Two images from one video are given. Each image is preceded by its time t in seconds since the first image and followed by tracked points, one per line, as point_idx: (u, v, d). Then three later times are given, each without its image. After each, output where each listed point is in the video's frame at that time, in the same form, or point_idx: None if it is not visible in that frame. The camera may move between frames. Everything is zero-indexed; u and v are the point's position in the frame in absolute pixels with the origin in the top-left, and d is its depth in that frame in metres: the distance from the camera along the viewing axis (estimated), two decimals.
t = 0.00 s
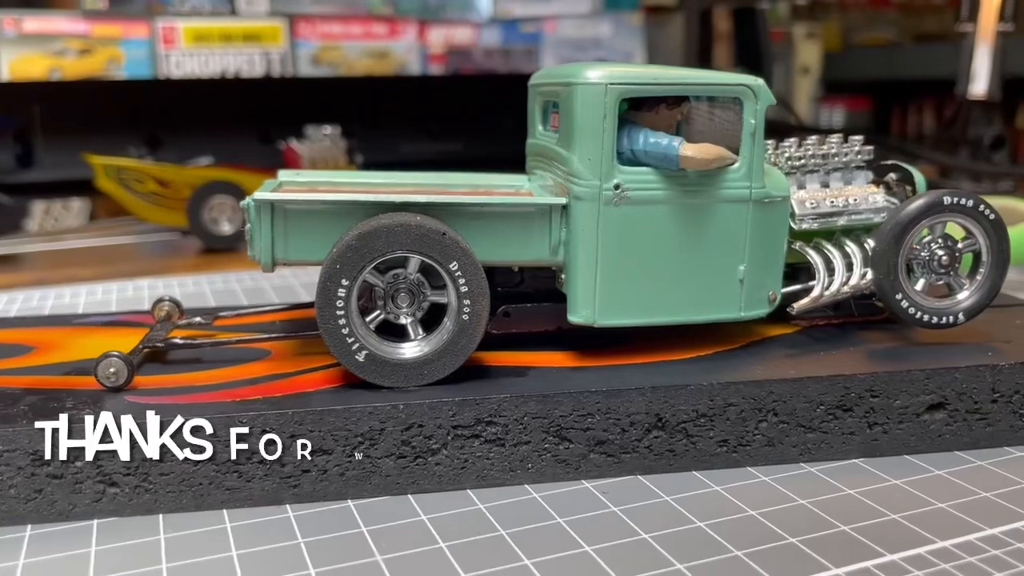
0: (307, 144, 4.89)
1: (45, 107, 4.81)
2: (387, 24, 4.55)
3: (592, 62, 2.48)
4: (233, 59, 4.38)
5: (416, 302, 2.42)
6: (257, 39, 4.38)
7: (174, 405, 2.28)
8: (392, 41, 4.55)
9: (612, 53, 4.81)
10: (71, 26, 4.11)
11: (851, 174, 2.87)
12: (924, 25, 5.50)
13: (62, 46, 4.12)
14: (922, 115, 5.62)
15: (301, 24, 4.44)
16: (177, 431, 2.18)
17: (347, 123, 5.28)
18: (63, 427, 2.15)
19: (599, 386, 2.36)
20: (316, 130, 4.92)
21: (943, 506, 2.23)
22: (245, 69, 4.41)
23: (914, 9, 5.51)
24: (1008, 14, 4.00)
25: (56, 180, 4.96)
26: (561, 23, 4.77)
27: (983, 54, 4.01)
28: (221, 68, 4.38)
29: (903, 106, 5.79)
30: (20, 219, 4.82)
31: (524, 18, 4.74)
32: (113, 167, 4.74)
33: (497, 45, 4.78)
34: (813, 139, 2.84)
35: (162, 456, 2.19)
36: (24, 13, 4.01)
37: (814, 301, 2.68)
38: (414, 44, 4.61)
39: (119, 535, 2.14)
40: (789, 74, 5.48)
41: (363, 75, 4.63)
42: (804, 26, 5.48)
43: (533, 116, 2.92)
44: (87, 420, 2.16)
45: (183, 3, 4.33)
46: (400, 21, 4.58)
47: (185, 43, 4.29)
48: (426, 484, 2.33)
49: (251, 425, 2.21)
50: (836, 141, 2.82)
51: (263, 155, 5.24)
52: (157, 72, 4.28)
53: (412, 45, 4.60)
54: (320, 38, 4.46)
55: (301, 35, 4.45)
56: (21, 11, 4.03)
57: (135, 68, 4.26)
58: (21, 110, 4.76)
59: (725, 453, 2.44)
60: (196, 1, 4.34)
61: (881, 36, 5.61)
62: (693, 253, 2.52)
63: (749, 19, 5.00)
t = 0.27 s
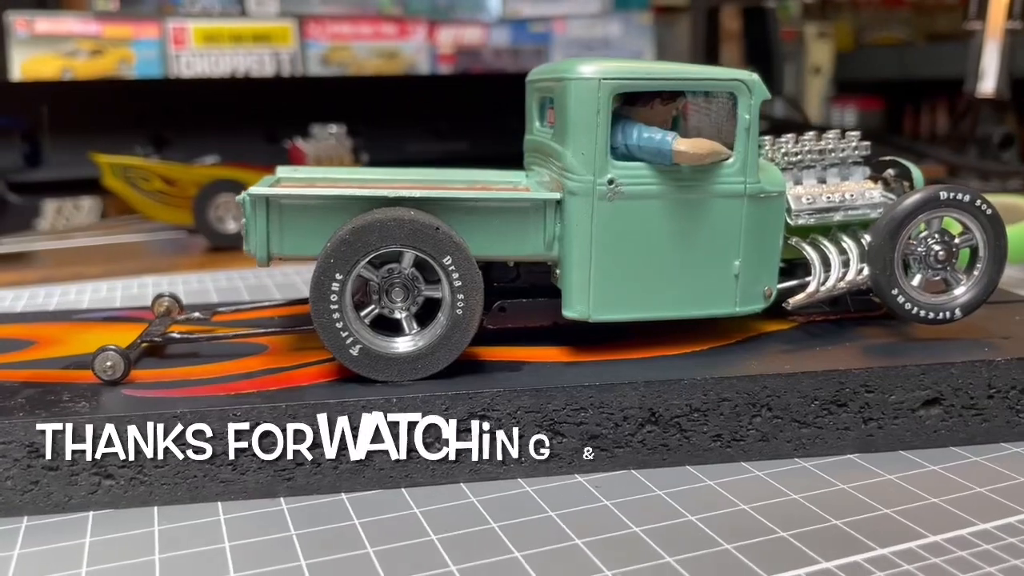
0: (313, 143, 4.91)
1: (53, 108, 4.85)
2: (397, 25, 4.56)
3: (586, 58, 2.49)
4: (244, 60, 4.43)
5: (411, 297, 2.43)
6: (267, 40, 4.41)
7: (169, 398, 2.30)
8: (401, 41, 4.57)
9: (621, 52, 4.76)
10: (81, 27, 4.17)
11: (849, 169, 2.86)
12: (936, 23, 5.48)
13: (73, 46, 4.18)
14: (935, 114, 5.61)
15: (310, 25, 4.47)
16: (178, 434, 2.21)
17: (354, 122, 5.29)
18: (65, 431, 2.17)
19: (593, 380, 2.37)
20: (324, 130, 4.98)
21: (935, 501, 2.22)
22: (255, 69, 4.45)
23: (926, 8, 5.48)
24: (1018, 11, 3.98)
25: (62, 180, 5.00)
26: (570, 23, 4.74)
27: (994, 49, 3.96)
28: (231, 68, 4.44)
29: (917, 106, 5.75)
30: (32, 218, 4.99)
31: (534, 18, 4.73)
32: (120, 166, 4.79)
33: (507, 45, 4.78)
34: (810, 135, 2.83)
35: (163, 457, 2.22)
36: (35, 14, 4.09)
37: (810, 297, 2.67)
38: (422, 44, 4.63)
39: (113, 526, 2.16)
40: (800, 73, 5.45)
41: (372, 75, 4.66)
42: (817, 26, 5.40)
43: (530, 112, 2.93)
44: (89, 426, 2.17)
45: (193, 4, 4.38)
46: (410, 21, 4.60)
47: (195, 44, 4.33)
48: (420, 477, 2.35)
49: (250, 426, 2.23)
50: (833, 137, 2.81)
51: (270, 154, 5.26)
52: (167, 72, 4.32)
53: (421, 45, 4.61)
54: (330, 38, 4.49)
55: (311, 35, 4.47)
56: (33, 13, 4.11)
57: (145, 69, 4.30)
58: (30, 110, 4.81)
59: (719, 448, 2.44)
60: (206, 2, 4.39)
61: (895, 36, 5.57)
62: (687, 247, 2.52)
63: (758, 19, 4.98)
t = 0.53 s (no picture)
0: (319, 144, 4.91)
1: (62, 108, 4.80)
2: (406, 26, 4.46)
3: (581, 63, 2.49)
4: (254, 61, 4.34)
5: (405, 301, 2.44)
6: (276, 42, 4.33)
7: (165, 401, 2.32)
8: (411, 42, 4.47)
9: (631, 54, 4.64)
10: (94, 28, 4.11)
11: (846, 173, 2.85)
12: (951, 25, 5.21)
13: (85, 48, 4.12)
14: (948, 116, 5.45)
15: (320, 27, 4.38)
16: (178, 435, 2.23)
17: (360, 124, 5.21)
18: (65, 431, 2.19)
19: (587, 385, 2.37)
20: (329, 131, 4.93)
21: (928, 507, 2.22)
22: (265, 70, 4.38)
23: (939, 8, 5.21)
24: None
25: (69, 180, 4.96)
26: (580, 24, 4.61)
27: (1004, 49, 3.88)
28: (242, 70, 4.36)
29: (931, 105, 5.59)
30: (44, 219, 4.94)
31: (543, 19, 4.59)
32: (128, 167, 4.80)
33: (517, 45, 4.63)
34: (808, 139, 2.83)
35: (163, 457, 2.24)
36: (47, 15, 4.03)
37: (806, 301, 2.67)
38: (433, 45, 4.52)
39: (108, 528, 2.17)
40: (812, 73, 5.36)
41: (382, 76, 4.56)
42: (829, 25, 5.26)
43: (528, 115, 2.94)
44: (89, 427, 2.19)
45: (203, 6, 4.29)
46: (420, 22, 4.49)
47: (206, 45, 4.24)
48: (414, 481, 2.35)
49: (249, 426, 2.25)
50: (830, 141, 2.81)
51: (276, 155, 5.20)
52: (178, 74, 4.26)
53: (430, 46, 4.50)
54: (339, 40, 4.40)
55: (320, 37, 4.39)
56: (45, 14, 4.06)
57: (157, 70, 4.25)
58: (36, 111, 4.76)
59: (713, 452, 2.44)
60: (217, 3, 4.30)
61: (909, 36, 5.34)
62: (682, 252, 2.53)
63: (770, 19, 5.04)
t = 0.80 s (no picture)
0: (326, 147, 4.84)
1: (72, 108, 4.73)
2: (416, 26, 4.45)
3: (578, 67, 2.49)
4: (265, 62, 4.35)
5: (402, 304, 2.45)
6: (287, 42, 4.33)
7: (163, 403, 2.33)
8: (421, 43, 4.46)
9: (642, 54, 4.71)
10: (106, 30, 4.14)
11: (846, 177, 2.84)
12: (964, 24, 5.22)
13: (97, 49, 4.14)
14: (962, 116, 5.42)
15: (331, 28, 4.38)
16: (178, 435, 2.24)
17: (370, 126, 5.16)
18: (65, 430, 2.21)
19: (582, 389, 2.37)
20: (336, 133, 4.94)
21: (924, 514, 2.20)
22: (276, 71, 4.38)
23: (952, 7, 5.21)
24: None
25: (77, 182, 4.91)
26: (590, 25, 4.65)
27: (1014, 48, 3.83)
28: (253, 71, 4.37)
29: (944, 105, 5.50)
30: (58, 219, 4.92)
31: (553, 20, 4.61)
32: (135, 168, 4.75)
33: (527, 46, 4.63)
34: (807, 142, 2.81)
35: (163, 457, 2.25)
36: (60, 17, 4.08)
37: (804, 306, 2.66)
38: (443, 46, 4.51)
39: (104, 530, 2.19)
40: (825, 73, 5.34)
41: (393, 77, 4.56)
42: (843, 25, 5.24)
43: (527, 119, 2.94)
44: (89, 426, 2.21)
45: (215, 7, 4.31)
46: (430, 23, 4.48)
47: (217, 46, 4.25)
48: (409, 484, 2.35)
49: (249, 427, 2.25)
50: (831, 144, 2.79)
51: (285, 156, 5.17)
52: (190, 75, 4.27)
53: (441, 47, 4.50)
54: (350, 40, 4.40)
55: (331, 38, 4.39)
56: (58, 16, 4.10)
57: (169, 71, 4.26)
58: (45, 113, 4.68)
59: (709, 457, 2.44)
60: (228, 5, 4.33)
61: (925, 36, 5.30)
62: (679, 256, 2.52)
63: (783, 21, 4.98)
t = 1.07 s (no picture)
0: (330, 147, 4.79)
1: (77, 108, 4.50)
2: (426, 27, 4.41)
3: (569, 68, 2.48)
4: (275, 62, 4.36)
5: (391, 305, 2.45)
6: (297, 43, 4.32)
7: (152, 404, 2.34)
8: (431, 43, 4.42)
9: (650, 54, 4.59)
10: (118, 30, 4.15)
11: (840, 179, 2.82)
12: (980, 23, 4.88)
13: (109, 49, 4.16)
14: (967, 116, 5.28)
15: (341, 28, 4.35)
16: (178, 435, 2.25)
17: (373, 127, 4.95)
18: (66, 431, 2.22)
19: (571, 391, 2.37)
20: (339, 133, 4.84)
21: (913, 518, 2.19)
22: (286, 72, 4.39)
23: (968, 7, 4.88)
24: None
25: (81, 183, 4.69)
26: (599, 24, 4.54)
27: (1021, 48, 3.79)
28: (262, 71, 4.38)
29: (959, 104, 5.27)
30: (68, 218, 4.71)
31: (562, 20, 4.52)
32: (140, 168, 4.62)
33: (536, 46, 4.55)
34: (801, 143, 2.80)
35: (164, 457, 2.26)
36: (72, 17, 4.11)
37: (796, 308, 2.64)
38: (451, 46, 4.46)
39: (92, 529, 2.20)
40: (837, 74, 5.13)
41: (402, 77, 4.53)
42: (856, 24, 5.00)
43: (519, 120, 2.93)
44: (89, 426, 2.22)
45: (225, 7, 4.28)
46: (440, 23, 4.42)
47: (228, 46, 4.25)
48: (396, 485, 2.35)
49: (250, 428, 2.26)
50: (824, 146, 2.77)
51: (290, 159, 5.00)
52: (200, 75, 4.29)
53: (450, 47, 4.45)
54: (359, 41, 4.37)
55: (341, 38, 4.36)
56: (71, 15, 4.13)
57: (180, 71, 4.28)
58: (51, 114, 4.45)
59: (698, 460, 2.43)
60: (238, 4, 4.29)
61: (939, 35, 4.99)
62: (669, 258, 2.51)
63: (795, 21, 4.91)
